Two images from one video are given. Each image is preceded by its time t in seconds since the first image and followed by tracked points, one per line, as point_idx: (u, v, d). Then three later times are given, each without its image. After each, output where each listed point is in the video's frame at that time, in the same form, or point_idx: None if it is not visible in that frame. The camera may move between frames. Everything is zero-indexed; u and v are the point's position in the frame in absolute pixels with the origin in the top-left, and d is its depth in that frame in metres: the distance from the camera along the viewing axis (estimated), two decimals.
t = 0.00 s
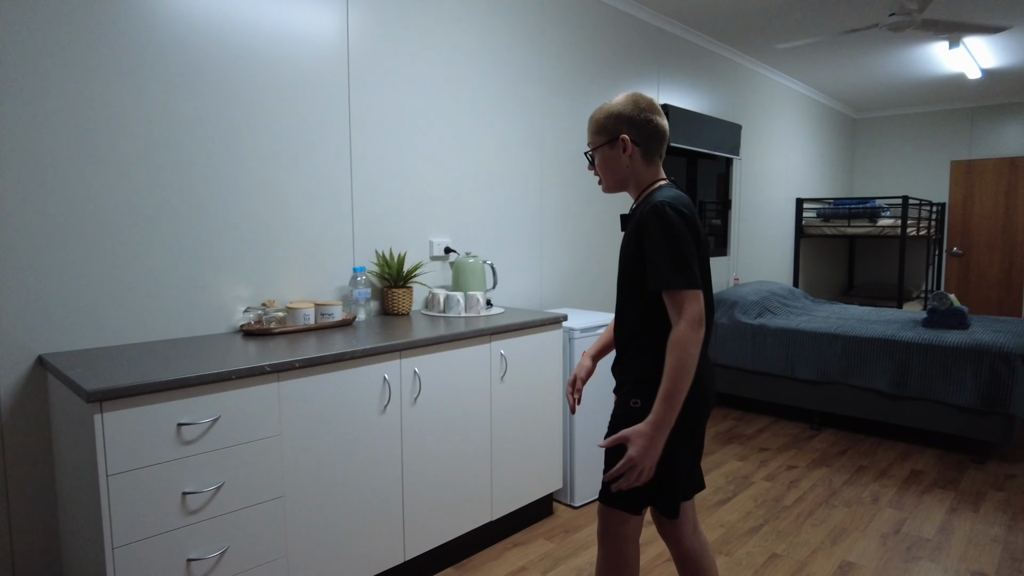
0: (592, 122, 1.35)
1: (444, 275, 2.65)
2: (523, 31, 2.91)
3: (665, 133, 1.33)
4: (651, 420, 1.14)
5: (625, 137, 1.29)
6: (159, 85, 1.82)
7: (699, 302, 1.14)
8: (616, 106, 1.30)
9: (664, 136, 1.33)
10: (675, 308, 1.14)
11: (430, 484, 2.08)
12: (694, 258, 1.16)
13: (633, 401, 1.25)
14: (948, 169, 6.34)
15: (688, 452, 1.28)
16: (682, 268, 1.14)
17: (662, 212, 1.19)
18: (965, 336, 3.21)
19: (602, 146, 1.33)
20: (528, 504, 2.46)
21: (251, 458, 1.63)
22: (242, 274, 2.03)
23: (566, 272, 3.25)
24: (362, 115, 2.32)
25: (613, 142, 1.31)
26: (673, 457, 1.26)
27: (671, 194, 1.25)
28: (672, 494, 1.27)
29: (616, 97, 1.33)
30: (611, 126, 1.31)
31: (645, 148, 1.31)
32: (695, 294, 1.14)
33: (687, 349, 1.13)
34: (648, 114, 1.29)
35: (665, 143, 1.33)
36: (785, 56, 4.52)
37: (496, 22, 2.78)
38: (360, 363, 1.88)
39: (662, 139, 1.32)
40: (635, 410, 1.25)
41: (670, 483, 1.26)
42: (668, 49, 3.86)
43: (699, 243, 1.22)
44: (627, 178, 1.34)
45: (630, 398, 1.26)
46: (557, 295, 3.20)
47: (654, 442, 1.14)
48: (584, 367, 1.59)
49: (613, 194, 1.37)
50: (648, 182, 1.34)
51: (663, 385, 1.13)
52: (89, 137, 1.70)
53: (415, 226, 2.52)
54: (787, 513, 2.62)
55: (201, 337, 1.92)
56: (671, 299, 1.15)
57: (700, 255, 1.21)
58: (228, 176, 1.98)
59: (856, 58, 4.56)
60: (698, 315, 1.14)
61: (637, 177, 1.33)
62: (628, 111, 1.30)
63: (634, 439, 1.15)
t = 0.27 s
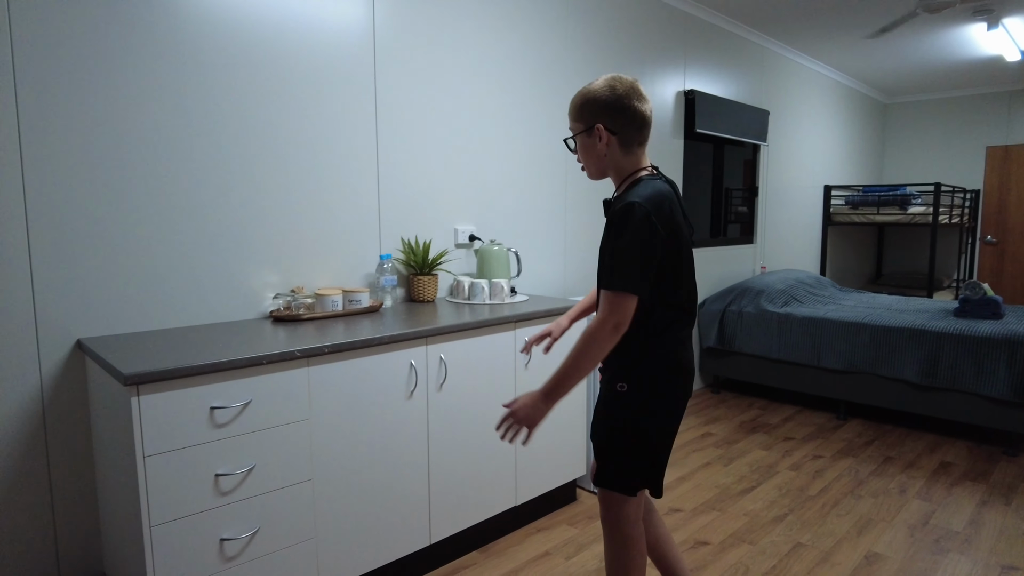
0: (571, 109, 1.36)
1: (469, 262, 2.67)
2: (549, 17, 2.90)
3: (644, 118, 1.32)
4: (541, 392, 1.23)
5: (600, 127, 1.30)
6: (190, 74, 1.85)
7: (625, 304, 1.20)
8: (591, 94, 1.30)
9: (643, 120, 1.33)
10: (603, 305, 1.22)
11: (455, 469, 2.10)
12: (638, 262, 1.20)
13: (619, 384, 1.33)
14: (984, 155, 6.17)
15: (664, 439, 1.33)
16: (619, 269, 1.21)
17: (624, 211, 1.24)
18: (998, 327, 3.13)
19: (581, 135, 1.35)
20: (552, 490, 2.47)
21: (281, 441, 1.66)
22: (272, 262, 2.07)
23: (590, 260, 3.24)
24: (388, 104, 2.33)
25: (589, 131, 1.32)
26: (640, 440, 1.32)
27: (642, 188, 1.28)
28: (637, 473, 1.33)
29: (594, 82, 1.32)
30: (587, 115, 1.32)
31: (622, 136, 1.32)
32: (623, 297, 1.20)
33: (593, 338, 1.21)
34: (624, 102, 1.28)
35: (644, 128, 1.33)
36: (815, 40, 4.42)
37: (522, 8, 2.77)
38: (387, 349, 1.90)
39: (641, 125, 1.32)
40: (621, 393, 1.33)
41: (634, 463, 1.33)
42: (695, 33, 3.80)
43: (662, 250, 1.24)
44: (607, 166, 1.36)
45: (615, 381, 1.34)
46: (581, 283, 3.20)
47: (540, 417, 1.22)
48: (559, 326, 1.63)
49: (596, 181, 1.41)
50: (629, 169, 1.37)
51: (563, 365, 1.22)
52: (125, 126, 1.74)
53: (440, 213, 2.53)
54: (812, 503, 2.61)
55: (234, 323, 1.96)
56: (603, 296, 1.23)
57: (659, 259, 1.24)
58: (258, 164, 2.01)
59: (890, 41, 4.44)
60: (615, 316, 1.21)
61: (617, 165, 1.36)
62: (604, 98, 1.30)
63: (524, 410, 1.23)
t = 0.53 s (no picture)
0: (568, 103, 1.51)
1: (492, 253, 2.67)
2: (574, 6, 2.87)
3: (634, 112, 1.44)
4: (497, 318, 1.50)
5: (589, 121, 1.44)
6: (218, 65, 1.87)
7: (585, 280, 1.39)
8: (582, 91, 1.44)
9: (632, 114, 1.45)
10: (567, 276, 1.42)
11: (478, 459, 2.11)
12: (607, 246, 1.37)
13: (616, 373, 1.48)
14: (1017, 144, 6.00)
15: (657, 426, 1.48)
16: (586, 249, 1.38)
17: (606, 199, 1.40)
18: None
19: (576, 127, 1.49)
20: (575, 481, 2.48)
21: (309, 429, 1.69)
22: (299, 252, 2.09)
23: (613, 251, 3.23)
24: (412, 95, 2.33)
25: (580, 124, 1.47)
26: (635, 427, 1.48)
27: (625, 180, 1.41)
28: (637, 459, 1.49)
29: (588, 79, 1.45)
30: (579, 109, 1.46)
31: (611, 130, 1.45)
32: (583, 274, 1.38)
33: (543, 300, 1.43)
34: (611, 98, 1.41)
35: (632, 121, 1.44)
36: (843, 27, 4.33)
37: None
38: (412, 339, 1.91)
39: (630, 119, 1.44)
40: (619, 380, 1.48)
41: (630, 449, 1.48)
42: (721, 21, 3.74)
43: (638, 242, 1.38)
44: (598, 156, 1.50)
45: (612, 371, 1.49)
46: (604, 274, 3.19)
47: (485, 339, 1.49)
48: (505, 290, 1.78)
49: (592, 169, 1.55)
50: (621, 159, 1.49)
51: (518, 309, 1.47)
52: (155, 117, 1.76)
53: (464, 204, 2.54)
54: (837, 497, 2.58)
55: (262, 312, 2.00)
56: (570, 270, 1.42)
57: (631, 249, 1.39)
58: (285, 156, 2.03)
59: (922, 28, 4.33)
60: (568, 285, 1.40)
61: (608, 155, 1.50)
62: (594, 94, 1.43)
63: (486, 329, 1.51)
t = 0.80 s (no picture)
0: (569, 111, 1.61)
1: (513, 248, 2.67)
2: None
3: (626, 119, 1.52)
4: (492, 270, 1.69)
5: (584, 127, 1.54)
6: (243, 61, 1.88)
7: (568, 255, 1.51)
8: (579, 99, 1.54)
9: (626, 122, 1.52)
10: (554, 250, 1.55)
11: (501, 454, 2.08)
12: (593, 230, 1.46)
13: (602, 364, 1.55)
14: None
15: (637, 418, 1.55)
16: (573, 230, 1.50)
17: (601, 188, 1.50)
18: None
19: (574, 133, 1.59)
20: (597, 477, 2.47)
21: (334, 421, 1.66)
22: (323, 246, 2.11)
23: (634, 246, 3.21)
24: (435, 90, 2.34)
25: (578, 130, 1.56)
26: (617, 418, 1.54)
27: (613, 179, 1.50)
28: (616, 450, 1.55)
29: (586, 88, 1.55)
30: (576, 116, 1.56)
31: (604, 135, 1.54)
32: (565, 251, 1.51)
33: (528, 270, 1.57)
34: (603, 106, 1.50)
35: (626, 128, 1.52)
36: (871, 18, 4.24)
37: None
38: (436, 333, 1.87)
39: (623, 126, 1.52)
40: (605, 372, 1.55)
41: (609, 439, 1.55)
42: (745, 13, 3.69)
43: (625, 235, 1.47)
44: (596, 160, 1.59)
45: (599, 362, 1.56)
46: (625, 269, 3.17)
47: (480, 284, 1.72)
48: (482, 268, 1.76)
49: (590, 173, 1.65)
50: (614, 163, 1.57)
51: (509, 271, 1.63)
52: (183, 113, 1.78)
53: (486, 199, 2.54)
54: (861, 496, 2.55)
55: (288, 306, 2.02)
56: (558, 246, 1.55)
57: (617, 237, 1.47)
58: (310, 151, 2.05)
59: (952, 18, 4.23)
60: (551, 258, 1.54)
61: (602, 159, 1.58)
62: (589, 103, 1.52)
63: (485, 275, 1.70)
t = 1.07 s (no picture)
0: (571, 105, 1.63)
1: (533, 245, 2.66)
2: None
3: (629, 114, 1.54)
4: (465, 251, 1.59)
5: (588, 120, 1.55)
6: (267, 59, 1.90)
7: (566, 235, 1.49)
8: (582, 93, 1.56)
9: (627, 117, 1.55)
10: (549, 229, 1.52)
11: (524, 452, 2.04)
12: (591, 211, 1.47)
13: (592, 346, 1.57)
14: None
15: (622, 399, 1.58)
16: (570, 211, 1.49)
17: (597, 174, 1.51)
18: None
19: (577, 127, 1.61)
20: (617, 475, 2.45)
21: (356, 416, 1.64)
22: (345, 243, 2.12)
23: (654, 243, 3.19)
24: (456, 88, 2.34)
25: (582, 123, 1.57)
26: (602, 399, 1.58)
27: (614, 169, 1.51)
28: (600, 429, 1.59)
29: (590, 84, 1.56)
30: (580, 110, 1.57)
31: (607, 129, 1.55)
32: (563, 232, 1.48)
33: (522, 247, 1.52)
34: (607, 100, 1.52)
35: (628, 122, 1.55)
36: (897, 11, 4.16)
37: None
38: (457, 329, 1.84)
39: (625, 121, 1.54)
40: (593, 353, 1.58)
41: (592, 418, 1.59)
42: (769, 7, 3.64)
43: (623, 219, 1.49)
44: (599, 152, 1.60)
45: (589, 344, 1.58)
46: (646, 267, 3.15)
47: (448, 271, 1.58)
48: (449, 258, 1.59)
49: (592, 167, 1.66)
50: (616, 156, 1.58)
51: (492, 247, 1.55)
52: (208, 111, 1.81)
53: (506, 195, 2.54)
54: (885, 496, 2.51)
55: (311, 302, 2.04)
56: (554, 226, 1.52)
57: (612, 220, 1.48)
58: (332, 148, 2.06)
59: (982, 10, 4.13)
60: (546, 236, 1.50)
61: (605, 153, 1.59)
62: (593, 97, 1.54)
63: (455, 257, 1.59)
